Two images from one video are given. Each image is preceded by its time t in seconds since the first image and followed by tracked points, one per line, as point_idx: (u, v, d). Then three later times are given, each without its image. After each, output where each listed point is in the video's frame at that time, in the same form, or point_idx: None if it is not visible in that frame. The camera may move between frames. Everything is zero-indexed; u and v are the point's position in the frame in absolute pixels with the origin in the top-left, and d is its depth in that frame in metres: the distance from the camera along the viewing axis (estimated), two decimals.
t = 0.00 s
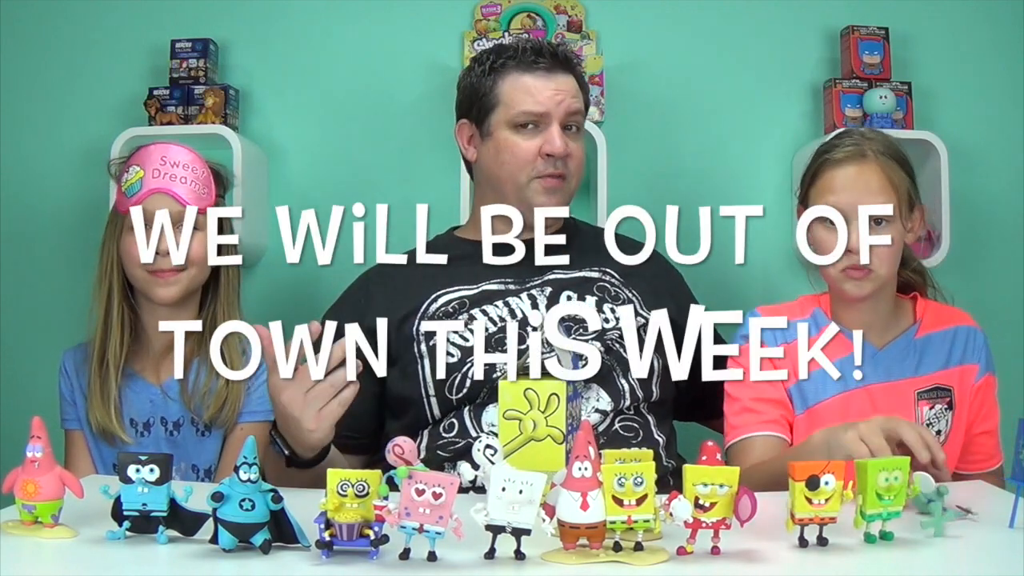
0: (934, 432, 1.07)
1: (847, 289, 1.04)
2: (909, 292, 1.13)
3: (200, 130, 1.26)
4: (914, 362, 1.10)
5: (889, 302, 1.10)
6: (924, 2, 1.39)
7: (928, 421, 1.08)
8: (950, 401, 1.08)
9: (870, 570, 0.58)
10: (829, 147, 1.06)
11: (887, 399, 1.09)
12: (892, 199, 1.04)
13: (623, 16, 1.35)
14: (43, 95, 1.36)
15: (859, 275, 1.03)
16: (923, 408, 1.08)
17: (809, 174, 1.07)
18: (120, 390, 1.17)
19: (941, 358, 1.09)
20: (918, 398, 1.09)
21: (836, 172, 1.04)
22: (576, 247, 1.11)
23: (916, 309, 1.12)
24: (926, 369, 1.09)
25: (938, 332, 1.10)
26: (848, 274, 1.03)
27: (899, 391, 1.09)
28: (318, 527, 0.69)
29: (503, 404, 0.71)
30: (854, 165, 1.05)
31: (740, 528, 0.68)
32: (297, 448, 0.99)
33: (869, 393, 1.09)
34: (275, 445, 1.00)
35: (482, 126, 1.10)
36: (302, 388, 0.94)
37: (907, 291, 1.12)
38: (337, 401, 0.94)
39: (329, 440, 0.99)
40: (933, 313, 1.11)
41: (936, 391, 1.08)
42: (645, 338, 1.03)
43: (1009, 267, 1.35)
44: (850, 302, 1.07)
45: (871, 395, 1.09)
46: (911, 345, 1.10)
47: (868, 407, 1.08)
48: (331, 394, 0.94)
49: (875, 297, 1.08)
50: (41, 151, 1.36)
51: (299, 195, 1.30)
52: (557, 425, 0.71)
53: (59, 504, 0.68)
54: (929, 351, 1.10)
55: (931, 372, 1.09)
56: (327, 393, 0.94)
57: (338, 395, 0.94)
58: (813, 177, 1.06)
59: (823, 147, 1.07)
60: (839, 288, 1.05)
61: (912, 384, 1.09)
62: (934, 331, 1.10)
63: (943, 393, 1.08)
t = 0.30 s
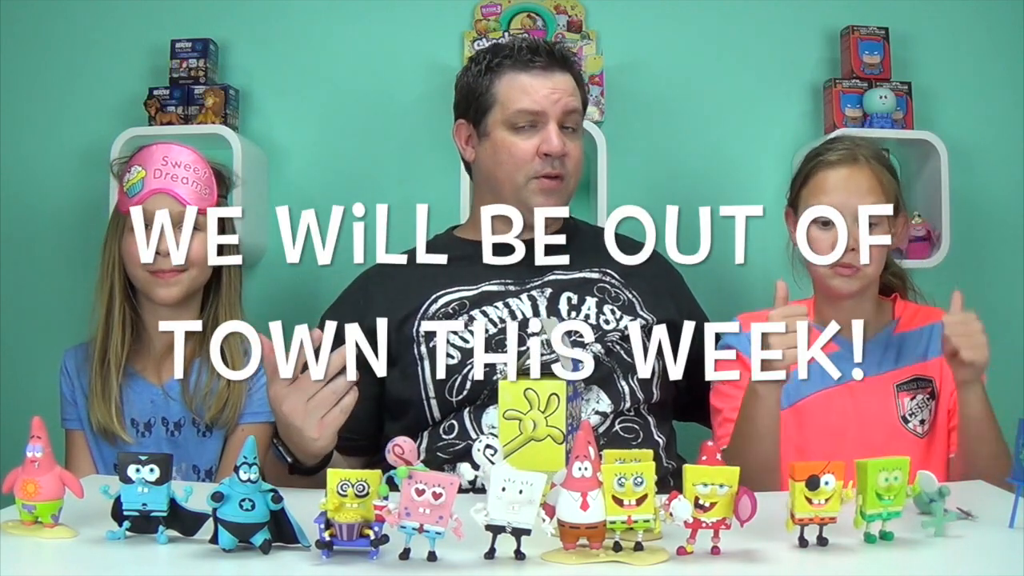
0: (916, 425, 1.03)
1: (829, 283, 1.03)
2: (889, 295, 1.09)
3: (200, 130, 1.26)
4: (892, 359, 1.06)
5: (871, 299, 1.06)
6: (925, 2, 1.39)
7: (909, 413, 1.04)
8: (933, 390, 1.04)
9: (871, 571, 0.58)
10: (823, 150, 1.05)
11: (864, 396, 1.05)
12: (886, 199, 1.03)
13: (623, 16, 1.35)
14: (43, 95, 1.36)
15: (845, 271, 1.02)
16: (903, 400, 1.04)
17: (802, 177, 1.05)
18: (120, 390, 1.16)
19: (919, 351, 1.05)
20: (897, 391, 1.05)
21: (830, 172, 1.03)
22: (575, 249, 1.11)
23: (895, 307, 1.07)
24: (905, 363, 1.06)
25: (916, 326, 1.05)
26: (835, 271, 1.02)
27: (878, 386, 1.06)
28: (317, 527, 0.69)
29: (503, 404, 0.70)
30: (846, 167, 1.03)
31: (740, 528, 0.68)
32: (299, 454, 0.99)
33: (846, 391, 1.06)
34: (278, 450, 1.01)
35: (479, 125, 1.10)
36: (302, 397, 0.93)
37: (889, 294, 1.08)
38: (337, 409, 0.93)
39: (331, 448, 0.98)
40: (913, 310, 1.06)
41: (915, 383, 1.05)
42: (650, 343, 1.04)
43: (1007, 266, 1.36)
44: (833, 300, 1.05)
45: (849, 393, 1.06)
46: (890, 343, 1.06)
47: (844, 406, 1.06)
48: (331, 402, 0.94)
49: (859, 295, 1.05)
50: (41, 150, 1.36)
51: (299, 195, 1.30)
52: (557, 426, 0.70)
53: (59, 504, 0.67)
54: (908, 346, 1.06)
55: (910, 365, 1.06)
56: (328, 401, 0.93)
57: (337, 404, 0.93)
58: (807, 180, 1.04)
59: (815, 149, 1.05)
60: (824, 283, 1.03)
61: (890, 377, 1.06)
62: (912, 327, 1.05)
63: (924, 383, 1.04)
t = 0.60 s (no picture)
0: (912, 405, 1.00)
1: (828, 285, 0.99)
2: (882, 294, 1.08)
3: (200, 130, 1.26)
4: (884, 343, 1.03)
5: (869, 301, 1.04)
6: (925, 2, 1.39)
7: (905, 394, 1.01)
8: (927, 370, 1.01)
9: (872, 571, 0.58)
10: (816, 152, 1.05)
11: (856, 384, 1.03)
12: (880, 198, 1.01)
13: (623, 16, 1.35)
14: (43, 95, 1.36)
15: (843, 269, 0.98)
16: (896, 383, 1.01)
17: (796, 180, 1.06)
18: (121, 389, 1.16)
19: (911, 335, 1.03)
20: (889, 374, 1.02)
21: (823, 173, 1.03)
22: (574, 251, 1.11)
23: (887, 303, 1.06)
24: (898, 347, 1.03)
25: (907, 317, 1.04)
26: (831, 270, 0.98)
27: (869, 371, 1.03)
28: (317, 527, 0.68)
29: (503, 404, 0.70)
30: (841, 168, 1.03)
31: (740, 528, 0.68)
32: (301, 456, 0.98)
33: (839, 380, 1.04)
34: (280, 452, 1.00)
35: (473, 127, 1.10)
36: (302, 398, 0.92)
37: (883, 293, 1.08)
38: (337, 411, 0.92)
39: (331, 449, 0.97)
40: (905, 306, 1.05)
41: (908, 364, 1.02)
42: (650, 343, 1.01)
43: (1004, 266, 1.36)
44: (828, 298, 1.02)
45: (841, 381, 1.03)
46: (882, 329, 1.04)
47: (836, 394, 1.03)
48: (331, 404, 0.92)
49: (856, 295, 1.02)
50: (43, 151, 1.36)
51: (298, 195, 1.31)
52: (557, 426, 0.70)
53: (59, 504, 0.67)
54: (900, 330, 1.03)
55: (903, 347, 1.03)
56: (329, 402, 0.92)
57: (336, 405, 0.92)
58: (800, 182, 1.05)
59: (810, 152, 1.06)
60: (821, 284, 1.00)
61: (882, 362, 1.02)
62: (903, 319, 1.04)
63: (917, 364, 1.01)
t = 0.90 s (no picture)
0: (901, 437, 1.00)
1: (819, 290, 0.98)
2: (881, 303, 1.10)
3: (200, 130, 1.26)
4: (878, 370, 1.04)
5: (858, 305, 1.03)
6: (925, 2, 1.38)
7: (894, 425, 1.01)
8: (917, 403, 1.02)
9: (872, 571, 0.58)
10: (810, 160, 1.06)
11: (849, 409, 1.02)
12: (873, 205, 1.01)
13: (623, 15, 1.35)
14: (43, 95, 1.36)
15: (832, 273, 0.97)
16: (887, 412, 1.01)
17: (789, 189, 1.06)
18: (121, 389, 1.16)
19: (906, 365, 1.04)
20: (882, 403, 1.01)
21: (814, 179, 1.03)
22: (573, 251, 1.11)
23: (885, 317, 1.07)
24: (890, 376, 1.03)
25: (903, 340, 1.05)
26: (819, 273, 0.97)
27: (862, 398, 1.02)
28: (317, 527, 0.68)
29: (503, 404, 0.70)
30: (832, 174, 1.03)
31: (740, 528, 0.68)
32: (308, 448, 0.98)
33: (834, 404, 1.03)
34: (284, 446, 1.00)
35: (475, 129, 1.10)
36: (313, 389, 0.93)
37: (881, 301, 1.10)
38: (348, 402, 0.94)
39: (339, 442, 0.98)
40: (902, 320, 1.07)
41: (900, 395, 1.02)
42: (649, 344, 1.00)
43: (1002, 266, 1.37)
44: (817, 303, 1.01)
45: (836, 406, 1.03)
46: (876, 353, 1.05)
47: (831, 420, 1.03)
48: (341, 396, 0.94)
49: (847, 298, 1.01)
50: (43, 150, 1.36)
51: (297, 195, 1.32)
52: (557, 426, 0.70)
53: (59, 504, 0.67)
54: (894, 357, 1.04)
55: (896, 377, 1.03)
56: (340, 394, 0.93)
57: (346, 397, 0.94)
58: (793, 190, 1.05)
59: (803, 161, 1.07)
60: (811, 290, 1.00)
61: (876, 389, 1.02)
62: (900, 338, 1.05)
63: (909, 396, 1.02)
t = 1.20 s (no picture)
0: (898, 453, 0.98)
1: (815, 294, 0.99)
2: (884, 316, 1.10)
3: (200, 130, 1.26)
4: (880, 383, 1.03)
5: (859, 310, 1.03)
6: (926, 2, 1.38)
7: (892, 441, 0.99)
8: (917, 421, 1.00)
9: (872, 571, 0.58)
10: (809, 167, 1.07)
11: (851, 422, 1.00)
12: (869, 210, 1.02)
13: (623, 15, 1.34)
14: (44, 95, 1.36)
15: (825, 276, 0.99)
16: (885, 428, 1.00)
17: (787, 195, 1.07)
18: (125, 390, 1.16)
19: (909, 380, 1.03)
20: (881, 418, 1.00)
21: (810, 184, 1.04)
22: (574, 251, 1.11)
23: (890, 331, 1.07)
24: (892, 392, 1.02)
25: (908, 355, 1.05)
26: (812, 275, 0.99)
27: (863, 411, 1.01)
28: (316, 527, 0.68)
29: (503, 404, 0.70)
30: (829, 180, 1.03)
31: (739, 528, 0.68)
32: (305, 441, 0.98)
33: (836, 417, 1.01)
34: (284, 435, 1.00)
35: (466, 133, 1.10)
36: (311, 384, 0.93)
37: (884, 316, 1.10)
38: (346, 402, 0.94)
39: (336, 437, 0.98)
40: (907, 335, 1.06)
41: (900, 412, 1.00)
42: (649, 343, 1.00)
43: (1002, 266, 1.37)
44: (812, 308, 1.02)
45: (838, 419, 1.01)
46: (880, 366, 1.04)
47: (834, 433, 1.00)
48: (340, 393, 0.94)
49: (844, 303, 1.02)
50: (43, 150, 1.36)
51: (298, 195, 1.33)
52: (557, 425, 0.70)
53: (59, 504, 0.67)
54: (897, 372, 1.04)
55: (897, 394, 1.02)
56: (338, 393, 0.94)
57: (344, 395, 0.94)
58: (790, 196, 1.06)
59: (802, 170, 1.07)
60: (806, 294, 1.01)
61: (877, 403, 1.01)
62: (905, 353, 1.05)
63: (909, 413, 1.00)
